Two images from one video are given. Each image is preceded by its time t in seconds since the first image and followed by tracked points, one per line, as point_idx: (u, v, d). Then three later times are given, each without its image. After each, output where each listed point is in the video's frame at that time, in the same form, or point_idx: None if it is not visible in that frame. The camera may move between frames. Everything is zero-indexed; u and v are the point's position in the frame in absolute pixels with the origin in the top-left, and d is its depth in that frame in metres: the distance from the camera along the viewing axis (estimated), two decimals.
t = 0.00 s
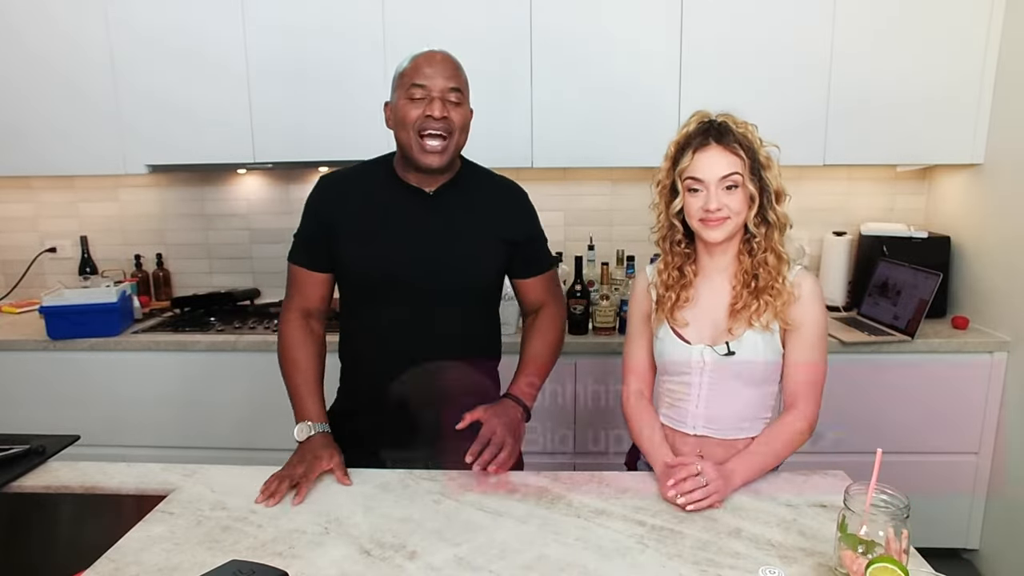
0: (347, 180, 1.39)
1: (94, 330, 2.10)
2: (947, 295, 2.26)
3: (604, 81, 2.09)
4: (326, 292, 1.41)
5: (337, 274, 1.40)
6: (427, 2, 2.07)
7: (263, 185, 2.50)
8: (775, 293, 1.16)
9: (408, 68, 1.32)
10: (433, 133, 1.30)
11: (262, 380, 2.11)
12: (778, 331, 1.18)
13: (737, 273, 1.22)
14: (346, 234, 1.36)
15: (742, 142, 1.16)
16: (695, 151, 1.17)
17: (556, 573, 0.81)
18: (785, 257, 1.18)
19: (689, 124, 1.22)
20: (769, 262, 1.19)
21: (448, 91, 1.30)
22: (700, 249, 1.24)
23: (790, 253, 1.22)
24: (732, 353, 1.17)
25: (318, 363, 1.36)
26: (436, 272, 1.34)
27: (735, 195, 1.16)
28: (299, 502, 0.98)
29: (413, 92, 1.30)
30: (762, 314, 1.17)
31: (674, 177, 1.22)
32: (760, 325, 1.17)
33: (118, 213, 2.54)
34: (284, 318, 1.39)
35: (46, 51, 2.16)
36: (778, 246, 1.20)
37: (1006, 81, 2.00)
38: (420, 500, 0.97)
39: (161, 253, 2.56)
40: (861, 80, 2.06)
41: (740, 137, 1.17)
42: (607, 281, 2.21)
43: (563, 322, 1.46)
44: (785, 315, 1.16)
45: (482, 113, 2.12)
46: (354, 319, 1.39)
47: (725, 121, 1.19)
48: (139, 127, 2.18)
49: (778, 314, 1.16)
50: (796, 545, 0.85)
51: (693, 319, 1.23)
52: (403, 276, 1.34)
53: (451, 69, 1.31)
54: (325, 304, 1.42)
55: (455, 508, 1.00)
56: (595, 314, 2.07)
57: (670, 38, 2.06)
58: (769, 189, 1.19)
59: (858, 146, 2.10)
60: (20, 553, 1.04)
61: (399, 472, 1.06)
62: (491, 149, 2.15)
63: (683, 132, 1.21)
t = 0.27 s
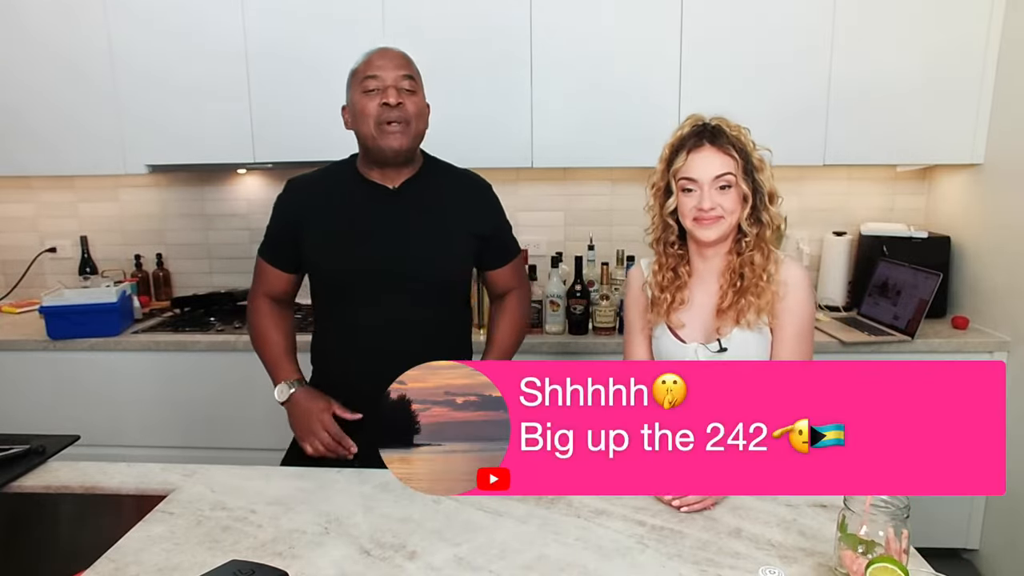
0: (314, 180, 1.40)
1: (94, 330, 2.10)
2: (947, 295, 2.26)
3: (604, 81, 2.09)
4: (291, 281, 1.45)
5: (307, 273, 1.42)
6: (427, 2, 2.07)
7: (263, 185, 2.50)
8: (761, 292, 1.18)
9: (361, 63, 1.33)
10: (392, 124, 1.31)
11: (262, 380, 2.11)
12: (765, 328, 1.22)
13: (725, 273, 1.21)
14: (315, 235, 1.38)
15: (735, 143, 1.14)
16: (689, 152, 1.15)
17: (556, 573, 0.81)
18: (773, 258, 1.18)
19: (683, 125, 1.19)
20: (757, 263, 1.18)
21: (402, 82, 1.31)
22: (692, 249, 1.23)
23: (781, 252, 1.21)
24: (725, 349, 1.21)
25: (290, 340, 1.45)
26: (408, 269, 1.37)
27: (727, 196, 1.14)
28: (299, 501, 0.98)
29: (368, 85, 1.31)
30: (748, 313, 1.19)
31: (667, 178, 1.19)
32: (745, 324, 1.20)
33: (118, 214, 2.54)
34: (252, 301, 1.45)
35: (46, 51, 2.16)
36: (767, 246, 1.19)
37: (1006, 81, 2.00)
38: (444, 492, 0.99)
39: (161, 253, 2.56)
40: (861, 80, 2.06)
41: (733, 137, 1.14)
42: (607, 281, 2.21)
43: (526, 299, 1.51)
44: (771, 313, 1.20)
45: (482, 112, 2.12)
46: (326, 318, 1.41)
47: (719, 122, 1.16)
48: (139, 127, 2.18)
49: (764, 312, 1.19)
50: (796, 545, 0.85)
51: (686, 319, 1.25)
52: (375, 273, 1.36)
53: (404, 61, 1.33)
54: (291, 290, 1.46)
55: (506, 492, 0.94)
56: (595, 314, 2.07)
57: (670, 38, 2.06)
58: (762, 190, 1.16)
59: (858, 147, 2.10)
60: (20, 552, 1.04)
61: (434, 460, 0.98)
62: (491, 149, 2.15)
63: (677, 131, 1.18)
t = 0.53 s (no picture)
0: (305, 181, 1.40)
1: (94, 330, 2.10)
2: (947, 295, 2.26)
3: (604, 81, 2.09)
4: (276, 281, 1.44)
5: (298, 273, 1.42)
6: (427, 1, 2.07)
7: (263, 185, 2.50)
8: (758, 299, 1.20)
9: (346, 69, 1.32)
10: (377, 132, 1.31)
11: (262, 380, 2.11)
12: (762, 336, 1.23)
13: (724, 276, 1.23)
14: (306, 234, 1.37)
15: (737, 141, 1.14)
16: (690, 148, 1.15)
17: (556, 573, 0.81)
18: (771, 262, 1.19)
19: (684, 120, 1.19)
20: (755, 267, 1.19)
21: (387, 89, 1.31)
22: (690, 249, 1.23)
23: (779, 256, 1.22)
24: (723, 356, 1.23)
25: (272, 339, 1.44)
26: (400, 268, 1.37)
27: (728, 195, 1.14)
28: (299, 501, 0.98)
29: (353, 93, 1.30)
30: (745, 320, 1.21)
31: (667, 173, 1.19)
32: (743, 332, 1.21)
33: (118, 214, 2.54)
34: (235, 301, 1.45)
35: (46, 52, 2.16)
36: (766, 250, 1.19)
37: (1006, 81, 2.00)
38: (444, 492, 0.98)
39: (161, 253, 2.56)
40: (861, 80, 2.06)
41: (735, 136, 1.14)
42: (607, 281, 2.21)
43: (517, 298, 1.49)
44: (768, 320, 1.21)
45: (482, 112, 2.12)
46: (318, 318, 1.41)
47: (722, 118, 1.16)
48: (139, 128, 2.18)
49: (761, 319, 1.21)
50: (796, 546, 0.85)
51: (686, 324, 1.27)
52: (367, 273, 1.36)
53: (389, 67, 1.32)
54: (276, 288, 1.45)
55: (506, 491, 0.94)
56: (595, 314, 2.07)
57: (670, 38, 2.06)
58: (763, 190, 1.16)
59: (858, 147, 2.10)
60: (20, 552, 1.04)
61: (434, 460, 0.98)
62: (491, 149, 2.15)
63: (678, 126, 1.18)
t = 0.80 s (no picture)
0: (308, 181, 1.41)
1: (94, 330, 2.10)
2: (947, 295, 2.26)
3: (604, 80, 2.09)
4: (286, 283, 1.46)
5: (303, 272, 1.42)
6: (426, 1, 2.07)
7: (263, 185, 2.50)
8: (758, 304, 1.21)
9: (348, 69, 1.34)
10: (378, 131, 1.31)
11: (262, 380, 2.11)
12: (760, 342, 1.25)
13: (725, 280, 1.24)
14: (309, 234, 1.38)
15: (741, 144, 1.13)
16: (694, 150, 1.14)
17: (556, 573, 0.81)
18: (771, 268, 1.19)
19: (689, 118, 1.18)
20: (756, 273, 1.20)
21: (388, 88, 1.32)
22: (691, 251, 1.24)
23: (779, 261, 1.23)
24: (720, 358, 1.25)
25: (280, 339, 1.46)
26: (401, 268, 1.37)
27: (731, 199, 1.14)
28: (299, 501, 0.98)
29: (355, 92, 1.32)
30: (745, 326, 1.22)
31: (670, 174, 1.18)
32: (741, 337, 1.23)
33: (118, 214, 2.54)
34: (245, 301, 1.46)
35: (46, 52, 2.16)
36: (767, 256, 1.20)
37: (1006, 81, 2.00)
38: (444, 492, 0.99)
39: (161, 253, 2.56)
40: (861, 80, 2.06)
41: (740, 139, 1.13)
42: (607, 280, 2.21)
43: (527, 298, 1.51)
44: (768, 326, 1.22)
45: (482, 112, 2.12)
46: (321, 317, 1.41)
47: (726, 120, 1.15)
48: (139, 128, 2.18)
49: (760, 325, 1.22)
50: (796, 545, 0.85)
51: (686, 324, 1.28)
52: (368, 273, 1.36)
53: (391, 67, 1.33)
54: (283, 289, 1.48)
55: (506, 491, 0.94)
56: (595, 315, 2.07)
57: (670, 38, 2.06)
58: (765, 194, 1.16)
59: (858, 147, 2.10)
60: (21, 553, 1.05)
61: (434, 460, 0.98)
62: (492, 149, 2.15)
63: (682, 127, 1.17)
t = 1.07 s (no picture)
0: (314, 180, 1.41)
1: (94, 330, 2.10)
2: (947, 295, 2.26)
3: (603, 81, 2.09)
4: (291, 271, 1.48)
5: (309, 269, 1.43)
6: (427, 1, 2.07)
7: (263, 185, 2.50)
8: (754, 284, 1.26)
9: (356, 69, 1.32)
10: (388, 135, 1.30)
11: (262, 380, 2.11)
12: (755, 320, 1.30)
13: (719, 262, 1.29)
14: (314, 233, 1.38)
15: (731, 129, 1.20)
16: (686, 135, 1.20)
17: (556, 573, 0.81)
18: (765, 249, 1.25)
19: (678, 108, 1.24)
20: (751, 253, 1.26)
21: (398, 90, 1.30)
22: (685, 235, 1.29)
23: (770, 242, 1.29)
24: (715, 341, 1.28)
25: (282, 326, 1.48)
26: (405, 268, 1.36)
27: (723, 182, 1.20)
28: (299, 501, 0.98)
29: (363, 95, 1.30)
30: (742, 305, 1.27)
31: (663, 161, 1.24)
32: (741, 315, 1.28)
33: (118, 214, 2.54)
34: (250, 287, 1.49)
35: (46, 52, 2.16)
36: (759, 237, 1.26)
37: (1005, 82, 2.01)
38: (444, 492, 0.98)
39: (161, 253, 2.56)
40: (861, 80, 2.06)
41: (730, 125, 1.20)
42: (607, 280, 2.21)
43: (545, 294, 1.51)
44: (763, 305, 1.27)
45: (482, 113, 2.12)
46: (327, 315, 1.42)
47: (715, 107, 1.21)
48: (139, 128, 2.18)
49: (757, 304, 1.27)
50: (796, 546, 0.85)
51: (679, 307, 1.31)
52: (372, 271, 1.36)
53: (400, 67, 1.31)
54: (290, 280, 1.48)
55: (506, 491, 0.95)
56: (595, 314, 2.07)
57: (670, 38, 2.06)
58: (755, 178, 1.23)
59: (858, 147, 2.10)
60: (21, 553, 1.04)
61: (434, 460, 0.98)
62: (492, 149, 2.15)
63: (673, 115, 1.23)
